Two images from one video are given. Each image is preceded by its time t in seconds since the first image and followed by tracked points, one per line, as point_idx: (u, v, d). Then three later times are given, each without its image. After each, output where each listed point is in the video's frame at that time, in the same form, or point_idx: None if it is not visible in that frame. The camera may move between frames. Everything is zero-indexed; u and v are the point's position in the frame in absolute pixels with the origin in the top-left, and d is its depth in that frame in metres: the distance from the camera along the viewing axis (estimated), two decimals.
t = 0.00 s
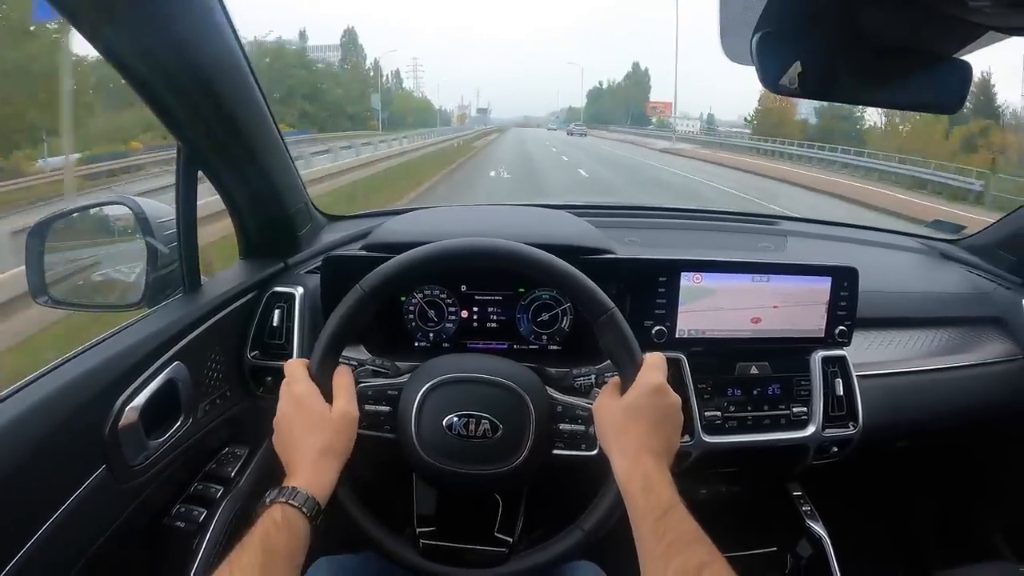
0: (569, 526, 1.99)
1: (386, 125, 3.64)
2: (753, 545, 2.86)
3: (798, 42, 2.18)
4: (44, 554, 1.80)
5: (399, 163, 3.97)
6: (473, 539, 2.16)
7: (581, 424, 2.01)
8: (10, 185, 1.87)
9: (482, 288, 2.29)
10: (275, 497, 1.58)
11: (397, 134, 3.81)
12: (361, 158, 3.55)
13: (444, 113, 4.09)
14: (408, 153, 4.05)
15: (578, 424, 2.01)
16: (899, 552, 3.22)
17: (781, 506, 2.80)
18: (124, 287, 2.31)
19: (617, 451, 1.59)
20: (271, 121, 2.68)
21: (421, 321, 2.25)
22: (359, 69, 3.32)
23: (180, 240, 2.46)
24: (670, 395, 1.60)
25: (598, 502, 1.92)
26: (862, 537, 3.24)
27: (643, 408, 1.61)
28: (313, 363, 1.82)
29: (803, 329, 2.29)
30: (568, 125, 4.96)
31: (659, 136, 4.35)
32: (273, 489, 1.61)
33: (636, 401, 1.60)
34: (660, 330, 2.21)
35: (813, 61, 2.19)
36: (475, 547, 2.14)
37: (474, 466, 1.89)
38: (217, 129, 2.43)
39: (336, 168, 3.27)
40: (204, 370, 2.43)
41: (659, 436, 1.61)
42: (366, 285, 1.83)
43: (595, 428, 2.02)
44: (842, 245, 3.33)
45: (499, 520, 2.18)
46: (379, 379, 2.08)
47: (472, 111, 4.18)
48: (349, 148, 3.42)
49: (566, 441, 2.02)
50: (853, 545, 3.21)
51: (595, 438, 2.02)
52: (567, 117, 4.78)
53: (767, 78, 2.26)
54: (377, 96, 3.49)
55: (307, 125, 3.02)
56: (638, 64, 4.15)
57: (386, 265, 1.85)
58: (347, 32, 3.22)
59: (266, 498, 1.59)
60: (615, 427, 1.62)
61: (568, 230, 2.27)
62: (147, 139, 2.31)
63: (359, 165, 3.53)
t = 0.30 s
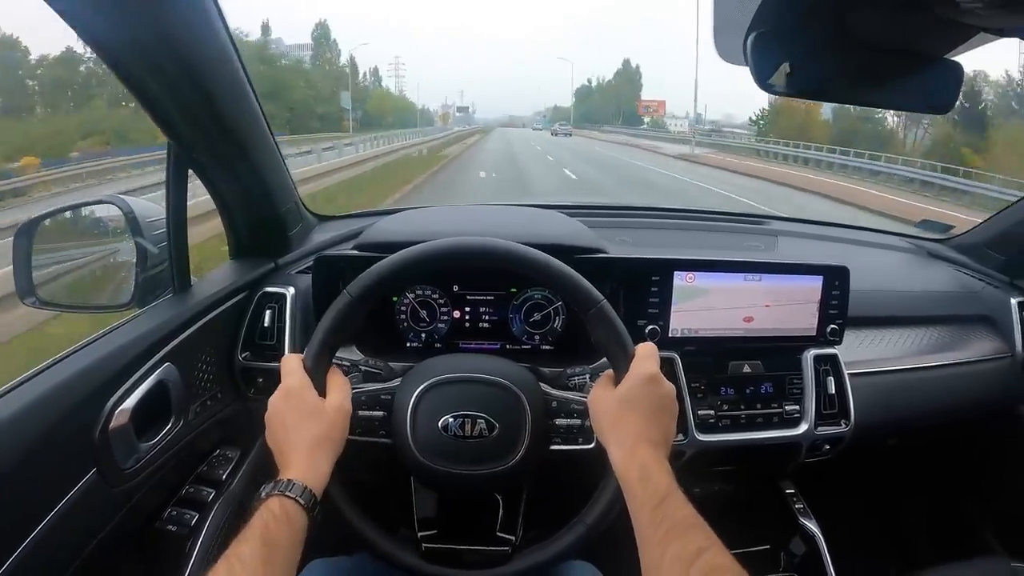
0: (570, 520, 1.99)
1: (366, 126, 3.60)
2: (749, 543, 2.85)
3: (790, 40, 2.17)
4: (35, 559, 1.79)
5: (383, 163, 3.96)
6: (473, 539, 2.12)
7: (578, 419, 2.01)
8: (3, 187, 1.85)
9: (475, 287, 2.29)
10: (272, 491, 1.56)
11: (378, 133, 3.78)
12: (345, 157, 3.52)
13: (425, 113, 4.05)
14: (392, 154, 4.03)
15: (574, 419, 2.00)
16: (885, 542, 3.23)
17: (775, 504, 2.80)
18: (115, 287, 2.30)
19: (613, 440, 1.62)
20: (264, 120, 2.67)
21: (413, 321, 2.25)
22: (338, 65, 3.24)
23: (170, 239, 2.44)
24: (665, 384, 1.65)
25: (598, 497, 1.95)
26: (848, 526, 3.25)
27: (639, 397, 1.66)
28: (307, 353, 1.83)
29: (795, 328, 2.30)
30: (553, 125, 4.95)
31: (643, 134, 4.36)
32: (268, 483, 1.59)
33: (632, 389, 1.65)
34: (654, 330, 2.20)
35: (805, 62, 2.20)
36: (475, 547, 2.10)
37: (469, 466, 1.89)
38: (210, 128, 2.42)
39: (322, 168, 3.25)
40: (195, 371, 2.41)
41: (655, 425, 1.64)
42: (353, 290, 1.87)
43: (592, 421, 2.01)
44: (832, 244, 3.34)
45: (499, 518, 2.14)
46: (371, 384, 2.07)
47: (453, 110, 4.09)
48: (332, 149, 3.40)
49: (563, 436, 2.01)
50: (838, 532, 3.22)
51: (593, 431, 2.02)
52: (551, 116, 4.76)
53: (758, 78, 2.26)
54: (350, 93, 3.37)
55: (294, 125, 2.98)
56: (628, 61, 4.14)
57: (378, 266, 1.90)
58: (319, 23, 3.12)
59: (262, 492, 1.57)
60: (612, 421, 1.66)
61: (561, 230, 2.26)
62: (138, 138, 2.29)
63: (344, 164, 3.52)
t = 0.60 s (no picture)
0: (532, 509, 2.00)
1: (297, 122, 3.38)
2: (704, 526, 2.91)
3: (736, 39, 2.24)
4: None
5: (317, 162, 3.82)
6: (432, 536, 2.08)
7: (532, 409, 2.02)
8: None
9: (425, 283, 2.30)
10: (233, 498, 1.60)
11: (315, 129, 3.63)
12: (282, 154, 3.37)
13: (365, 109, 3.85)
14: (331, 150, 3.89)
15: (528, 409, 2.02)
16: (841, 530, 3.37)
17: (728, 488, 2.84)
18: (59, 289, 2.27)
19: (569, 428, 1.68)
20: (212, 113, 2.64)
21: (363, 318, 2.25)
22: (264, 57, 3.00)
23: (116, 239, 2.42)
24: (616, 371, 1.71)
25: (557, 485, 1.96)
26: (806, 518, 3.37)
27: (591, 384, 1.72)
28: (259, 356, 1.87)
29: (741, 317, 2.36)
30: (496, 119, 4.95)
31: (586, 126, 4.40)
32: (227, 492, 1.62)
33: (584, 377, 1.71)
34: (603, 322, 2.24)
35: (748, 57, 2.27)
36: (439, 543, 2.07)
37: (422, 462, 1.90)
38: (159, 123, 2.39)
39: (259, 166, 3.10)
40: (144, 374, 2.38)
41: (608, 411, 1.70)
42: (303, 289, 1.90)
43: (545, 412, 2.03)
44: (778, 236, 3.43)
45: (460, 512, 2.09)
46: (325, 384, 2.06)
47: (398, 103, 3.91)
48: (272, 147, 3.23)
49: (518, 426, 2.04)
50: (797, 527, 3.34)
51: (546, 421, 2.05)
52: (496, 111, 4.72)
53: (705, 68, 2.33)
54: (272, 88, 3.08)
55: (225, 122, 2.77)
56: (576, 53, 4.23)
57: (331, 263, 1.91)
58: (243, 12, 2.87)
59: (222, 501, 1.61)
60: (569, 409, 1.71)
61: (510, 224, 2.28)
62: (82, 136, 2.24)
63: (281, 162, 3.38)
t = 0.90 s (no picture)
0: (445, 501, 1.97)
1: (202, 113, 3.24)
2: (625, 507, 3.02)
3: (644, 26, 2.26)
4: None
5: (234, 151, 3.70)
6: (348, 534, 2.07)
7: (440, 401, 2.02)
8: None
9: (334, 276, 2.29)
10: (141, 502, 1.61)
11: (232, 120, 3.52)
12: (197, 145, 3.25)
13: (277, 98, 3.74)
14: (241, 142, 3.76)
15: (437, 401, 2.02)
16: (764, 510, 3.48)
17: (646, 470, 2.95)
18: None
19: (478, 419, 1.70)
20: (109, 104, 2.55)
21: (273, 313, 2.22)
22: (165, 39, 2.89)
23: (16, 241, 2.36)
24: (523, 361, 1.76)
25: (467, 477, 1.93)
26: (729, 499, 3.47)
27: (499, 376, 1.76)
28: (164, 355, 1.88)
29: (650, 301, 2.41)
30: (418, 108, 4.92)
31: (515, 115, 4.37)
32: (135, 496, 1.63)
33: (493, 368, 1.75)
34: (513, 310, 2.24)
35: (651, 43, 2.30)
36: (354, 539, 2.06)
37: (331, 458, 1.88)
38: (51, 116, 2.30)
39: (169, 159, 3.01)
40: (49, 381, 2.31)
41: (517, 402, 1.74)
42: (206, 286, 1.89)
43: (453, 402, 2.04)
44: (696, 222, 3.50)
45: (373, 503, 2.07)
46: (232, 382, 2.01)
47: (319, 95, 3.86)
48: (184, 140, 3.14)
49: (427, 419, 2.04)
50: (721, 510, 3.43)
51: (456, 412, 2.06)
52: (419, 99, 4.70)
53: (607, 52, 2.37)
54: (167, 74, 2.96)
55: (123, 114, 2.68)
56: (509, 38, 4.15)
57: (231, 258, 1.91)
58: None
59: (129, 506, 1.61)
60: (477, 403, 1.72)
61: (418, 214, 2.27)
62: None
63: (197, 154, 3.26)
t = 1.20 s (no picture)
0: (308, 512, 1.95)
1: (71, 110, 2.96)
2: (511, 500, 3.10)
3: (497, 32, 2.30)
4: None
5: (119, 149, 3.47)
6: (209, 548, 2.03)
7: (292, 407, 2.02)
8: None
9: (195, 281, 2.25)
10: None
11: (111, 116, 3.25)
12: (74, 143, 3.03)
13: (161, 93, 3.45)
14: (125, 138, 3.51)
15: (291, 407, 2.01)
16: (661, 491, 3.60)
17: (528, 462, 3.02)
18: None
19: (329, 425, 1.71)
20: None
21: (134, 324, 2.18)
22: (31, 29, 2.64)
23: None
24: (372, 362, 1.76)
25: (326, 486, 1.92)
26: (625, 481, 3.56)
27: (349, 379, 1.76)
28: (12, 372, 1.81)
29: (517, 291, 2.45)
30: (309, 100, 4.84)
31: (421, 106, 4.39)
32: None
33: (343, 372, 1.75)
34: (374, 307, 2.22)
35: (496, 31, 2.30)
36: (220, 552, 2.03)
37: (185, 470, 1.86)
38: None
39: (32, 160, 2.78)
40: None
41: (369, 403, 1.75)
42: (50, 296, 1.84)
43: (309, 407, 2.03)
44: (577, 209, 3.54)
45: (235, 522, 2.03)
46: (84, 395, 1.95)
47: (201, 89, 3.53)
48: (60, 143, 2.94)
49: (282, 426, 2.02)
50: (613, 494, 3.51)
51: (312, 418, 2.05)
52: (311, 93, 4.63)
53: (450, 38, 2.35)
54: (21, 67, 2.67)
55: None
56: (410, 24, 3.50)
57: (72, 269, 1.85)
58: None
59: None
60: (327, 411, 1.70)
61: (275, 212, 2.24)
62: None
63: (73, 152, 3.03)
